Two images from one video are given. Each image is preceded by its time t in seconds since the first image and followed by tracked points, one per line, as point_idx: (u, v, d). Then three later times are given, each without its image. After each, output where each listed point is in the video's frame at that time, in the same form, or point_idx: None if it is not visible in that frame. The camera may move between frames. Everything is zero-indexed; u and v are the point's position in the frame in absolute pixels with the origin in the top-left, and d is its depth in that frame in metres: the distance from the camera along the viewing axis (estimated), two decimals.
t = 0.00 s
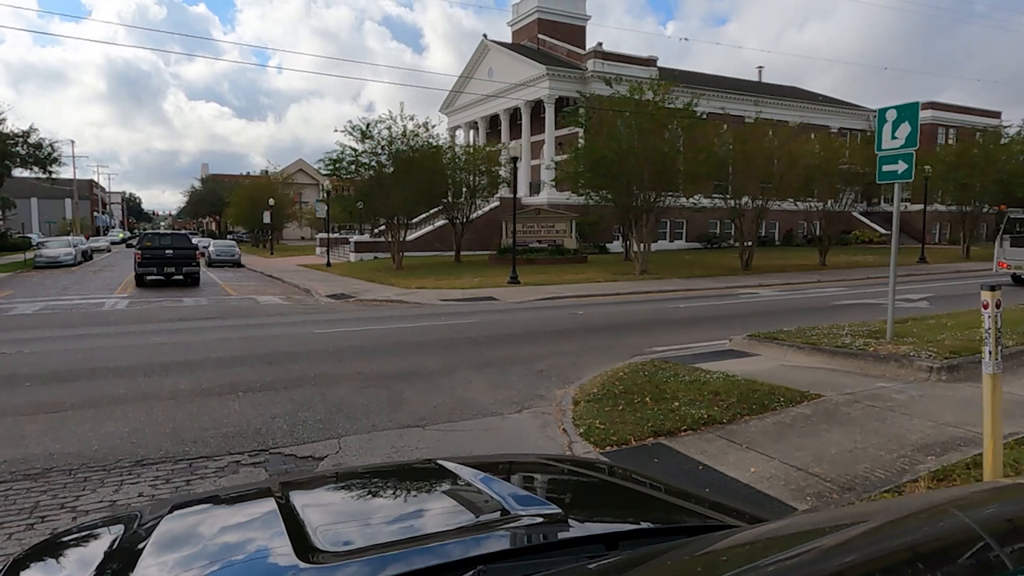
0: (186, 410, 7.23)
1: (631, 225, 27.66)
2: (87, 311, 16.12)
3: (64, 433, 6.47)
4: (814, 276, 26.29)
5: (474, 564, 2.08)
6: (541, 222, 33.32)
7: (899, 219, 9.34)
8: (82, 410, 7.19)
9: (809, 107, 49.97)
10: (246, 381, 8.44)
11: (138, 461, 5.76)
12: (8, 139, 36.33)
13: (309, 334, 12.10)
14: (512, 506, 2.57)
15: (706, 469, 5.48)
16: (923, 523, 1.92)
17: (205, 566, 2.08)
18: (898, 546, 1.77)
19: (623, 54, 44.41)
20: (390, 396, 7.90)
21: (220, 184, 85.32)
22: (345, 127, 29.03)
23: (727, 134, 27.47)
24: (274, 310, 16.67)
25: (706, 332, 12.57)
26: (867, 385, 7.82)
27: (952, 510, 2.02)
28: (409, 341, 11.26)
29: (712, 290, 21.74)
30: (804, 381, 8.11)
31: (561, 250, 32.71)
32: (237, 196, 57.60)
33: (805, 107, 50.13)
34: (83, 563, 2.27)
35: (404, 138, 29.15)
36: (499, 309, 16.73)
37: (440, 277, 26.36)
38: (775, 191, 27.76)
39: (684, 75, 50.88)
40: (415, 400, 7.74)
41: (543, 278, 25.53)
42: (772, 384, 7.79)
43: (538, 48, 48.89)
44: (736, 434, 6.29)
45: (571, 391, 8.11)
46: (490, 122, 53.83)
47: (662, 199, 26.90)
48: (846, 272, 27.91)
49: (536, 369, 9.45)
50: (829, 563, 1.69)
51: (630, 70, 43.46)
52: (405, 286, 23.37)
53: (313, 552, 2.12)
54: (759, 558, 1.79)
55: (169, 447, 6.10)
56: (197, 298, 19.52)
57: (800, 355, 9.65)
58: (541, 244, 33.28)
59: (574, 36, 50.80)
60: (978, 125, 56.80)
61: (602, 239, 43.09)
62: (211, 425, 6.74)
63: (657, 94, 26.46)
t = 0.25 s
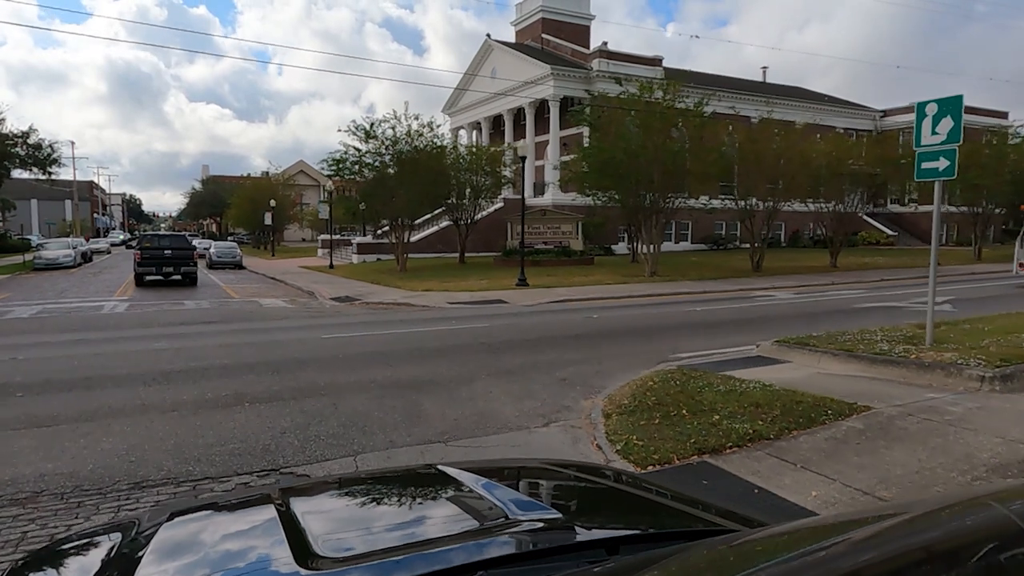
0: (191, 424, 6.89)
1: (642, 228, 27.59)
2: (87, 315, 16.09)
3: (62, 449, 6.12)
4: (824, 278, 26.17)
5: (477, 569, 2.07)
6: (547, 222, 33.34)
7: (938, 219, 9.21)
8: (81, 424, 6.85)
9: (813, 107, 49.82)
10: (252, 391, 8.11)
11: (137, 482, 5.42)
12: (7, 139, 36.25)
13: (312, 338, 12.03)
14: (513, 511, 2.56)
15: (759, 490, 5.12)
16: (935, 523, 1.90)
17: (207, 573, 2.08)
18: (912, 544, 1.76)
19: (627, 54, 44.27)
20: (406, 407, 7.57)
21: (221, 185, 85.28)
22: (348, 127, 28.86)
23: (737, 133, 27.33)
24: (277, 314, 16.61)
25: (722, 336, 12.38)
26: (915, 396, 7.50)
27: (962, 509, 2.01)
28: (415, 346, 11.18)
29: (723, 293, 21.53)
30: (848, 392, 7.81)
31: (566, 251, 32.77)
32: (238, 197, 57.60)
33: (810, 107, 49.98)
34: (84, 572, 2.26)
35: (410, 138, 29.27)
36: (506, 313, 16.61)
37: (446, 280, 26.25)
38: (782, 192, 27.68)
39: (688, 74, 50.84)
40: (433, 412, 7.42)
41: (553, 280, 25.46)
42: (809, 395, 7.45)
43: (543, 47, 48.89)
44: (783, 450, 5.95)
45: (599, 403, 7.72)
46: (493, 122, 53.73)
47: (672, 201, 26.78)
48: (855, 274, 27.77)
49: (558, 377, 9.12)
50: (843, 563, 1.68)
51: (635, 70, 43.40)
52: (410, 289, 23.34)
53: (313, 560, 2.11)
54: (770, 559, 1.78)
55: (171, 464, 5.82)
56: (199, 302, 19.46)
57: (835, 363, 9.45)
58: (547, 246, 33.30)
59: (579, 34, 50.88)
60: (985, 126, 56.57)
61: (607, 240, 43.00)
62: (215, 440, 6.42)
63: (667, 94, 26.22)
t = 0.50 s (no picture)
0: (192, 440, 6.19)
1: (650, 231, 27.56)
2: (86, 319, 16.04)
3: (49, 471, 5.43)
4: (836, 281, 26.01)
5: (474, 564, 2.07)
6: (553, 224, 33.34)
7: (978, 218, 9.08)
8: (72, 441, 6.15)
9: (818, 109, 49.69)
10: (259, 404, 7.43)
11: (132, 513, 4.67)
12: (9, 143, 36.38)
13: (314, 342, 11.94)
14: (512, 507, 2.55)
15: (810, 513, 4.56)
16: (939, 517, 1.90)
17: (206, 564, 2.09)
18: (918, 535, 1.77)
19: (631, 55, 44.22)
20: (423, 420, 6.91)
21: (223, 187, 85.31)
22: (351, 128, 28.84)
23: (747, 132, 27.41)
24: (280, 318, 16.53)
25: (734, 340, 12.23)
26: (965, 409, 6.88)
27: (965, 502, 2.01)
28: (420, 350, 11.09)
29: (734, 296, 21.39)
30: (883, 401, 7.29)
31: (572, 254, 32.76)
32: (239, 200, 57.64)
33: (814, 108, 49.89)
34: (82, 563, 2.26)
35: (414, 139, 29.28)
36: (513, 317, 16.48)
37: (451, 283, 26.18)
38: (788, 193, 27.63)
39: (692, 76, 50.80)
40: (451, 425, 6.78)
41: (559, 283, 25.42)
42: (855, 408, 6.86)
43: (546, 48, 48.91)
44: (834, 469, 5.37)
45: (626, 415, 7.14)
46: (496, 124, 53.68)
47: (683, 203, 26.71)
48: (865, 277, 27.62)
49: (581, 387, 8.48)
50: (850, 554, 1.68)
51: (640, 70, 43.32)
52: (416, 292, 23.28)
53: (312, 554, 2.11)
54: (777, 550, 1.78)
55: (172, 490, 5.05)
56: (202, 306, 19.44)
57: (868, 371, 8.86)
58: (552, 249, 33.35)
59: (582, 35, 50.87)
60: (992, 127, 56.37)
61: (611, 242, 42.93)
62: (220, 459, 5.72)
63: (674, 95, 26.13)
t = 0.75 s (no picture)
0: (195, 452, 5.97)
1: (656, 233, 27.52)
2: (87, 324, 15.98)
3: (46, 487, 5.17)
4: (846, 284, 25.94)
5: (476, 560, 2.07)
6: (557, 226, 33.41)
7: (1008, 216, 9.12)
8: (71, 455, 5.90)
9: (821, 110, 49.69)
10: (264, 413, 7.25)
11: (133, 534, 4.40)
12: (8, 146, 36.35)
13: (318, 347, 11.93)
14: (513, 502, 2.56)
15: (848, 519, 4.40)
16: (938, 505, 2.01)
17: (210, 558, 2.11)
18: (921, 523, 1.88)
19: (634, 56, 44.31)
20: (433, 429, 6.78)
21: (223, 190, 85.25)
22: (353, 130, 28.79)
23: (750, 131, 27.39)
24: (283, 323, 16.50)
25: (745, 345, 12.16)
26: (1005, 418, 6.82)
27: (960, 491, 2.13)
28: (426, 355, 11.08)
29: (742, 299, 21.29)
30: (913, 411, 7.19)
31: (575, 256, 32.72)
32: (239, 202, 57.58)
33: (817, 110, 49.89)
34: (85, 560, 2.27)
35: (417, 140, 29.28)
36: (519, 321, 16.44)
37: (455, 286, 26.14)
38: (792, 194, 27.62)
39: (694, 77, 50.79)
40: (466, 435, 6.61)
41: (564, 286, 25.38)
42: (886, 417, 6.68)
43: (549, 49, 48.93)
44: (875, 483, 5.15)
45: (650, 425, 6.93)
46: (497, 126, 53.68)
47: (690, 204, 26.65)
48: (874, 279, 27.53)
49: (598, 395, 8.32)
50: (858, 540, 1.78)
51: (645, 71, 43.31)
52: (420, 295, 23.22)
53: (313, 549, 2.11)
54: (788, 538, 1.87)
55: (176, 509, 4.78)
56: (203, 310, 19.39)
57: (894, 376, 8.79)
58: (556, 251, 33.34)
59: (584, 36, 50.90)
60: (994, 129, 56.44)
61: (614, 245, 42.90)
62: (226, 473, 5.49)
63: (681, 95, 26.11)
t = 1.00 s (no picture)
0: (195, 465, 5.88)
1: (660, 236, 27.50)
2: (87, 330, 15.95)
3: (38, 504, 5.03)
4: (853, 286, 25.90)
5: (474, 564, 2.05)
6: (561, 229, 33.37)
7: None
8: (65, 470, 5.77)
9: (824, 112, 49.67)
10: (268, 425, 7.20)
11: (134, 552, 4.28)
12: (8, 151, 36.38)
13: (321, 353, 11.90)
14: (511, 506, 2.54)
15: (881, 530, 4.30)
16: (944, 508, 2.00)
17: (208, 561, 2.09)
18: (927, 527, 1.86)
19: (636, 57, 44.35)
20: (438, 437, 6.75)
21: (224, 194, 85.28)
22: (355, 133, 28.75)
23: (753, 131, 27.36)
24: (285, 327, 16.46)
25: (757, 350, 12.07)
26: None
27: (964, 494, 2.13)
28: (431, 361, 11.04)
29: (749, 302, 21.22)
30: (943, 419, 7.08)
31: (579, 258, 32.69)
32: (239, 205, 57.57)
33: (820, 111, 49.90)
34: (82, 563, 2.26)
35: (420, 142, 29.28)
36: (525, 325, 16.39)
37: (458, 289, 26.12)
38: (796, 196, 27.62)
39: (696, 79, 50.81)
40: (478, 446, 6.53)
41: (567, 289, 25.35)
42: (920, 428, 6.58)
43: (551, 51, 48.99)
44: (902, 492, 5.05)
45: (671, 436, 6.80)
46: (498, 128, 53.68)
47: (694, 206, 26.63)
48: (881, 281, 27.46)
49: (614, 404, 8.26)
50: (863, 543, 1.78)
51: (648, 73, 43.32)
52: (423, 298, 23.19)
53: (311, 553, 2.09)
54: (791, 541, 1.87)
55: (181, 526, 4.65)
56: (204, 314, 19.35)
57: (918, 384, 8.70)
58: (559, 253, 33.34)
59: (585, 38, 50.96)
60: (997, 130, 56.46)
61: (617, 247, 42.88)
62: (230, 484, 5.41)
63: (686, 96, 26.09)
